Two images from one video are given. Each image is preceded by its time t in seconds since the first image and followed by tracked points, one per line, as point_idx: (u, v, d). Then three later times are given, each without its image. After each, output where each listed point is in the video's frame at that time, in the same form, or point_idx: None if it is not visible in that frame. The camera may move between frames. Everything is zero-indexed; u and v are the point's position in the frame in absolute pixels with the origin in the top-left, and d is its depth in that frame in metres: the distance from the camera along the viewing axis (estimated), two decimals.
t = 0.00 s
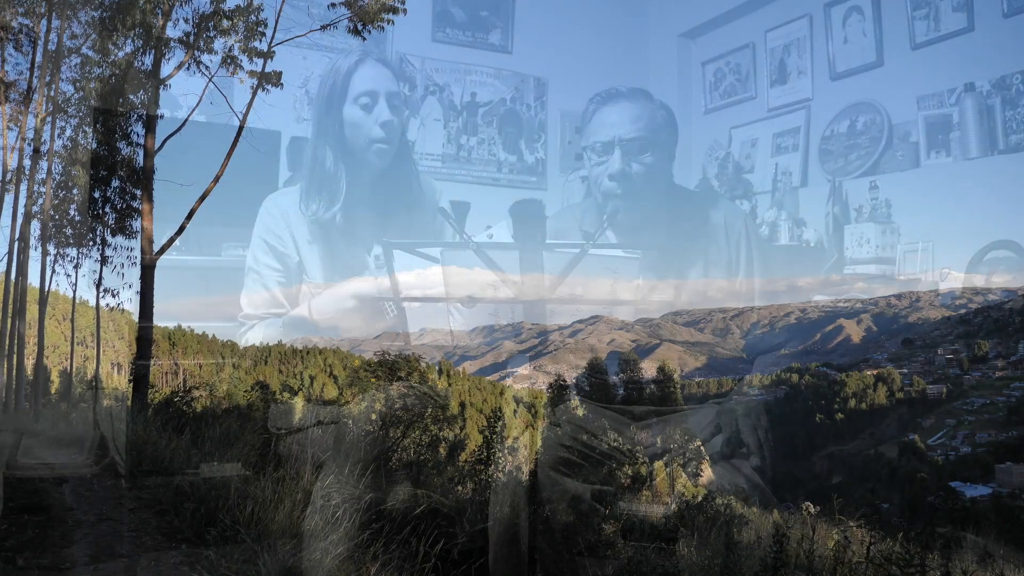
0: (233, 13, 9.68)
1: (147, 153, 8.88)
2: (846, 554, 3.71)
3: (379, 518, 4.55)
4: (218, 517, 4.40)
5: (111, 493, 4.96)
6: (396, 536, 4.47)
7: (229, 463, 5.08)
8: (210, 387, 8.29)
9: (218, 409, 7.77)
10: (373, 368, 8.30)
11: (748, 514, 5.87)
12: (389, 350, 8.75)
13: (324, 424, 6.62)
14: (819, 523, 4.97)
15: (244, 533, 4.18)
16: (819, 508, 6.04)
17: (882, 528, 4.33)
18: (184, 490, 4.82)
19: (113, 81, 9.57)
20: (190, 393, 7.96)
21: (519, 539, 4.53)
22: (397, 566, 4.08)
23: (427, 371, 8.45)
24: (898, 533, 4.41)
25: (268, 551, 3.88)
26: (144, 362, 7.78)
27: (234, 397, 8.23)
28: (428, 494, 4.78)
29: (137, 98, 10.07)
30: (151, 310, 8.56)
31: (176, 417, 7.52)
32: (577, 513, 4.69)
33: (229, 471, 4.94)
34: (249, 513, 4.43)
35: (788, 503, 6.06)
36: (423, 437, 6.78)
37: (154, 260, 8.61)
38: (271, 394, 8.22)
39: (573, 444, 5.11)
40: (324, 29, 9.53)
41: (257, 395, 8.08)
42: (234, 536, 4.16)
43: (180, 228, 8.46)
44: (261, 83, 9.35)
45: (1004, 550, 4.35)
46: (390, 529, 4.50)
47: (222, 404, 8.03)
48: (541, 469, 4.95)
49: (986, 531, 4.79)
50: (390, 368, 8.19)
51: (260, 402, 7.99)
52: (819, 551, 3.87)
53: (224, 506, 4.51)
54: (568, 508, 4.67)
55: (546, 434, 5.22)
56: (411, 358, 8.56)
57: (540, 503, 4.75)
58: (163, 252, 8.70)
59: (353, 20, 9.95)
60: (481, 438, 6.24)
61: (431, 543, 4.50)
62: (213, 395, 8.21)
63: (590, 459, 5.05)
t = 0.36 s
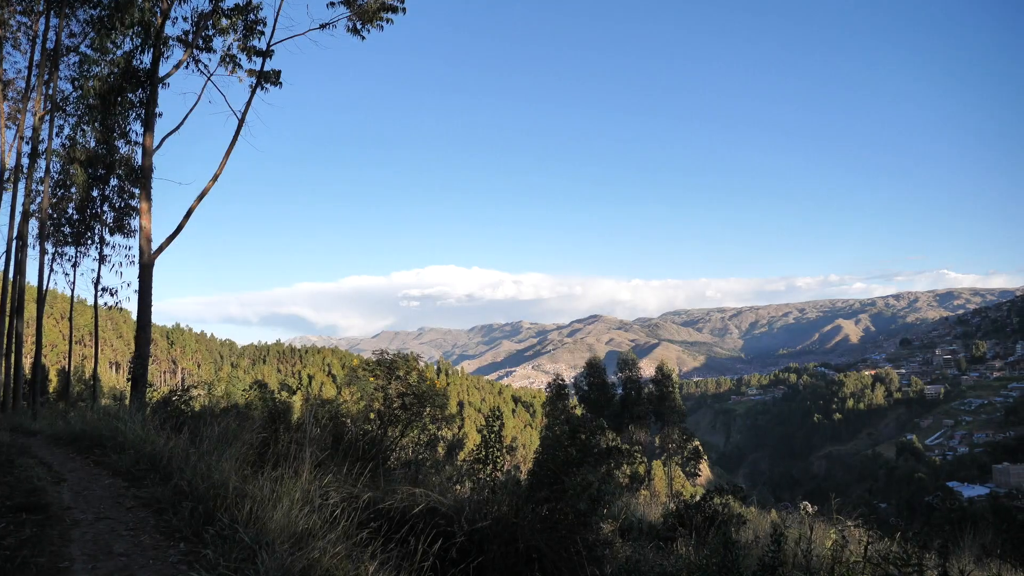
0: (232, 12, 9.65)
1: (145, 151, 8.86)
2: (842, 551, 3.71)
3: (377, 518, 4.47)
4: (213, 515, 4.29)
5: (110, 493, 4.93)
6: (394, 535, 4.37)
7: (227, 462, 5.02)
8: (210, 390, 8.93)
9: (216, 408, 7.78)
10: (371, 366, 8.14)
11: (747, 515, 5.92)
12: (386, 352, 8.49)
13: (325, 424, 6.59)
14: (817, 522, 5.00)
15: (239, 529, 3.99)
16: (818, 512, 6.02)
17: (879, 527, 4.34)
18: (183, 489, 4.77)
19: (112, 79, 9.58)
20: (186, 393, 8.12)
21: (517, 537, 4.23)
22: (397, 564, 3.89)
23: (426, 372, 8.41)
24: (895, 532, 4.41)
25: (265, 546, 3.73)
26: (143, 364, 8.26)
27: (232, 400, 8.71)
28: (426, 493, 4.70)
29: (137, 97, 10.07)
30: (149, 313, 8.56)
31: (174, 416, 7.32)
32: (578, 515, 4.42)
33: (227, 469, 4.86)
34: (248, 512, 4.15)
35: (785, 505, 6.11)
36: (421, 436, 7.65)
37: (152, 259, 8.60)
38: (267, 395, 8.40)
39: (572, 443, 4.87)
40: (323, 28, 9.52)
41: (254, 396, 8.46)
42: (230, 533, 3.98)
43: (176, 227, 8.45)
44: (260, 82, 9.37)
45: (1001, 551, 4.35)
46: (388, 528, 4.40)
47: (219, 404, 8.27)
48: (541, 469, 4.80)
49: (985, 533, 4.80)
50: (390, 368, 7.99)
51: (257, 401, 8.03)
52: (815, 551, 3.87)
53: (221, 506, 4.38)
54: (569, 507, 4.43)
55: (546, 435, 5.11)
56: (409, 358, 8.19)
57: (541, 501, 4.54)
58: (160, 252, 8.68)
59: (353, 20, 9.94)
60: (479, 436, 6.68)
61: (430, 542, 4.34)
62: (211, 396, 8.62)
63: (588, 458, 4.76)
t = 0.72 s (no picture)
0: (231, 10, 9.62)
1: (143, 149, 8.83)
2: (840, 551, 3.73)
3: (372, 517, 4.47)
4: (210, 513, 4.28)
5: (106, 491, 4.91)
6: (392, 534, 4.36)
7: (225, 460, 5.01)
8: (208, 388, 8.90)
9: (213, 406, 7.74)
10: (370, 366, 8.11)
11: (744, 513, 5.92)
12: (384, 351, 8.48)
13: (323, 423, 6.57)
14: (813, 521, 5.02)
15: (235, 527, 3.97)
16: (816, 511, 6.02)
17: (876, 526, 4.36)
18: (181, 487, 4.76)
19: (111, 77, 9.56)
20: (184, 391, 8.09)
21: (515, 536, 4.23)
22: (394, 562, 3.87)
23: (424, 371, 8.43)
24: (891, 532, 4.40)
25: (262, 544, 3.73)
26: (141, 362, 8.23)
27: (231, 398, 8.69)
28: (424, 491, 4.69)
29: (135, 95, 10.04)
30: (147, 312, 8.53)
31: (171, 414, 7.28)
32: (576, 514, 4.42)
33: (224, 467, 4.84)
34: (245, 511, 4.14)
35: (783, 503, 6.12)
36: (419, 434, 7.62)
37: (151, 257, 8.58)
38: (265, 393, 8.37)
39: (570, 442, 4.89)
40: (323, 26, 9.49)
41: (252, 394, 8.43)
42: (223, 532, 3.97)
43: (174, 225, 8.43)
44: (258, 79, 9.35)
45: (997, 550, 4.36)
46: (383, 527, 4.39)
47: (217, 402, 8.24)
48: (538, 467, 4.82)
49: (982, 533, 4.81)
50: (388, 366, 8.00)
51: (254, 399, 8.00)
52: (812, 551, 3.86)
53: (219, 504, 4.37)
54: (566, 506, 4.44)
55: (544, 434, 5.13)
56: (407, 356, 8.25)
57: (538, 500, 4.54)
58: (159, 250, 8.66)
59: (352, 18, 9.93)
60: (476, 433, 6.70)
61: (428, 540, 4.34)
62: (209, 393, 8.59)
63: (585, 457, 4.77)
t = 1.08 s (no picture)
0: (230, 8, 9.61)
1: (141, 146, 8.81)
2: (838, 552, 3.75)
3: (370, 516, 4.46)
4: (208, 512, 4.26)
5: (104, 489, 4.89)
6: (389, 532, 4.36)
7: (223, 459, 5.00)
8: (206, 386, 8.92)
9: (211, 404, 7.74)
10: (368, 364, 8.17)
11: (741, 512, 5.94)
12: (382, 350, 8.54)
13: (321, 421, 6.59)
14: (810, 520, 5.04)
15: (232, 527, 3.96)
16: (812, 511, 6.04)
17: (872, 526, 4.37)
18: (178, 485, 4.75)
19: (109, 73, 9.53)
20: (181, 390, 8.08)
21: (513, 534, 4.22)
22: (391, 561, 3.87)
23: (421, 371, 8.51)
24: (888, 532, 4.42)
25: (260, 543, 3.72)
26: (139, 360, 8.22)
27: (229, 396, 8.71)
28: (421, 490, 4.69)
29: (133, 92, 10.01)
30: (144, 310, 8.52)
31: (169, 411, 7.29)
32: (573, 513, 4.43)
33: (222, 465, 4.83)
34: (243, 509, 4.13)
35: (779, 503, 6.14)
36: (416, 433, 7.64)
37: (149, 255, 8.56)
38: (263, 392, 8.39)
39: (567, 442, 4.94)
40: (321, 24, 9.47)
41: (250, 393, 8.44)
42: (221, 531, 3.97)
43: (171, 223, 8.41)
44: (256, 78, 9.33)
45: (993, 551, 4.38)
46: (381, 527, 4.39)
47: (214, 400, 8.25)
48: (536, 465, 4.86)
49: (978, 534, 4.83)
50: (386, 366, 8.07)
51: (253, 398, 8.03)
52: (809, 551, 3.86)
53: (216, 503, 4.36)
54: (564, 506, 4.44)
55: (542, 433, 5.16)
56: (405, 356, 8.35)
57: (536, 499, 4.55)
58: (157, 248, 8.65)
59: (351, 16, 9.90)
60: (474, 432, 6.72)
61: (425, 539, 4.34)
62: (207, 392, 8.59)
63: (582, 456, 4.78)
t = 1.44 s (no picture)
0: (225, 6, 9.55)
1: (135, 145, 8.75)
2: (829, 552, 3.76)
3: (362, 516, 4.44)
4: (201, 512, 4.23)
5: (95, 489, 4.85)
6: (382, 532, 4.35)
7: (216, 459, 4.97)
8: (198, 385, 8.85)
9: (204, 404, 7.68)
10: (361, 364, 8.16)
11: (734, 513, 5.97)
12: (376, 350, 8.53)
13: (314, 421, 6.56)
14: (803, 522, 5.06)
15: (224, 527, 3.94)
16: (805, 511, 6.07)
17: (865, 527, 4.40)
18: (170, 485, 4.72)
19: (103, 71, 9.46)
20: (174, 389, 8.03)
21: (506, 534, 4.21)
22: (384, 561, 3.85)
23: (413, 371, 8.52)
24: (880, 532, 4.45)
25: (252, 543, 3.70)
26: (131, 359, 8.16)
27: (221, 396, 8.64)
28: (415, 490, 4.68)
29: (127, 90, 9.95)
30: (136, 309, 8.45)
31: (161, 411, 7.23)
32: (566, 513, 4.46)
33: (214, 465, 4.80)
34: (235, 509, 4.10)
35: (773, 504, 6.17)
36: (409, 433, 7.63)
37: (141, 254, 8.49)
38: (256, 392, 8.34)
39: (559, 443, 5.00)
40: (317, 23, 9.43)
41: (242, 393, 8.39)
42: (213, 532, 3.94)
43: (165, 222, 8.34)
44: (251, 77, 9.28)
45: (985, 552, 4.41)
46: (373, 526, 4.37)
47: (207, 399, 8.19)
48: (530, 466, 4.90)
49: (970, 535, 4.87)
50: (379, 366, 8.06)
51: (245, 398, 7.98)
52: (801, 552, 3.87)
53: (208, 502, 4.33)
54: (557, 506, 4.46)
55: (535, 433, 5.20)
56: (399, 356, 8.35)
57: (530, 499, 4.56)
58: (150, 247, 8.58)
59: (347, 15, 9.89)
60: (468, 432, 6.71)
61: (419, 539, 4.33)
62: (199, 392, 8.53)
63: (576, 456, 4.86)
